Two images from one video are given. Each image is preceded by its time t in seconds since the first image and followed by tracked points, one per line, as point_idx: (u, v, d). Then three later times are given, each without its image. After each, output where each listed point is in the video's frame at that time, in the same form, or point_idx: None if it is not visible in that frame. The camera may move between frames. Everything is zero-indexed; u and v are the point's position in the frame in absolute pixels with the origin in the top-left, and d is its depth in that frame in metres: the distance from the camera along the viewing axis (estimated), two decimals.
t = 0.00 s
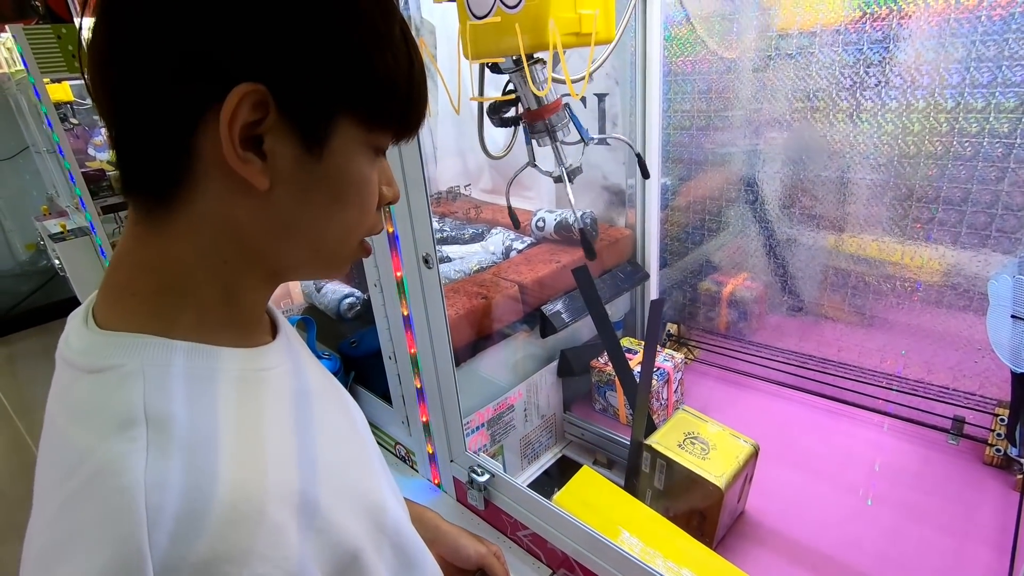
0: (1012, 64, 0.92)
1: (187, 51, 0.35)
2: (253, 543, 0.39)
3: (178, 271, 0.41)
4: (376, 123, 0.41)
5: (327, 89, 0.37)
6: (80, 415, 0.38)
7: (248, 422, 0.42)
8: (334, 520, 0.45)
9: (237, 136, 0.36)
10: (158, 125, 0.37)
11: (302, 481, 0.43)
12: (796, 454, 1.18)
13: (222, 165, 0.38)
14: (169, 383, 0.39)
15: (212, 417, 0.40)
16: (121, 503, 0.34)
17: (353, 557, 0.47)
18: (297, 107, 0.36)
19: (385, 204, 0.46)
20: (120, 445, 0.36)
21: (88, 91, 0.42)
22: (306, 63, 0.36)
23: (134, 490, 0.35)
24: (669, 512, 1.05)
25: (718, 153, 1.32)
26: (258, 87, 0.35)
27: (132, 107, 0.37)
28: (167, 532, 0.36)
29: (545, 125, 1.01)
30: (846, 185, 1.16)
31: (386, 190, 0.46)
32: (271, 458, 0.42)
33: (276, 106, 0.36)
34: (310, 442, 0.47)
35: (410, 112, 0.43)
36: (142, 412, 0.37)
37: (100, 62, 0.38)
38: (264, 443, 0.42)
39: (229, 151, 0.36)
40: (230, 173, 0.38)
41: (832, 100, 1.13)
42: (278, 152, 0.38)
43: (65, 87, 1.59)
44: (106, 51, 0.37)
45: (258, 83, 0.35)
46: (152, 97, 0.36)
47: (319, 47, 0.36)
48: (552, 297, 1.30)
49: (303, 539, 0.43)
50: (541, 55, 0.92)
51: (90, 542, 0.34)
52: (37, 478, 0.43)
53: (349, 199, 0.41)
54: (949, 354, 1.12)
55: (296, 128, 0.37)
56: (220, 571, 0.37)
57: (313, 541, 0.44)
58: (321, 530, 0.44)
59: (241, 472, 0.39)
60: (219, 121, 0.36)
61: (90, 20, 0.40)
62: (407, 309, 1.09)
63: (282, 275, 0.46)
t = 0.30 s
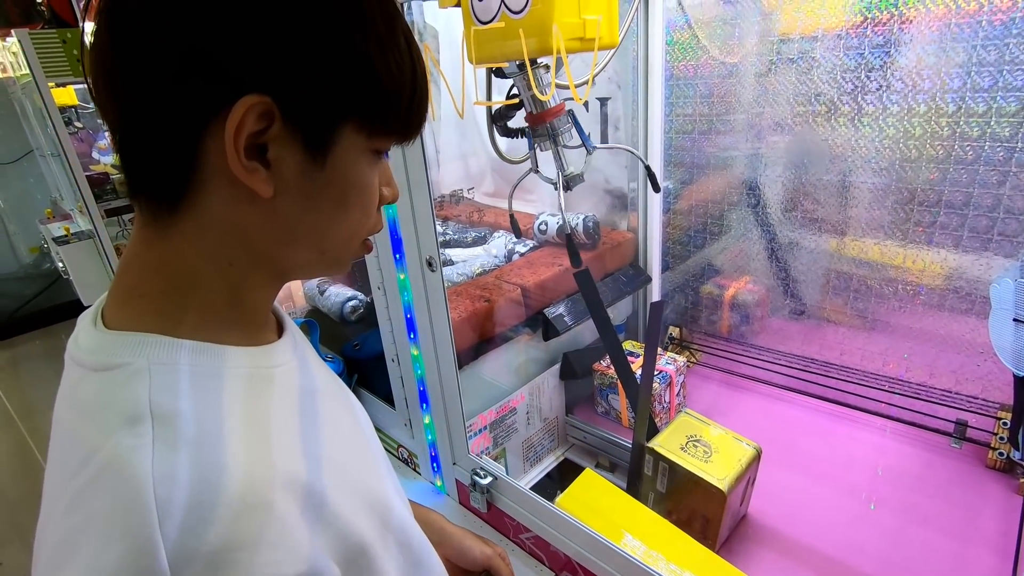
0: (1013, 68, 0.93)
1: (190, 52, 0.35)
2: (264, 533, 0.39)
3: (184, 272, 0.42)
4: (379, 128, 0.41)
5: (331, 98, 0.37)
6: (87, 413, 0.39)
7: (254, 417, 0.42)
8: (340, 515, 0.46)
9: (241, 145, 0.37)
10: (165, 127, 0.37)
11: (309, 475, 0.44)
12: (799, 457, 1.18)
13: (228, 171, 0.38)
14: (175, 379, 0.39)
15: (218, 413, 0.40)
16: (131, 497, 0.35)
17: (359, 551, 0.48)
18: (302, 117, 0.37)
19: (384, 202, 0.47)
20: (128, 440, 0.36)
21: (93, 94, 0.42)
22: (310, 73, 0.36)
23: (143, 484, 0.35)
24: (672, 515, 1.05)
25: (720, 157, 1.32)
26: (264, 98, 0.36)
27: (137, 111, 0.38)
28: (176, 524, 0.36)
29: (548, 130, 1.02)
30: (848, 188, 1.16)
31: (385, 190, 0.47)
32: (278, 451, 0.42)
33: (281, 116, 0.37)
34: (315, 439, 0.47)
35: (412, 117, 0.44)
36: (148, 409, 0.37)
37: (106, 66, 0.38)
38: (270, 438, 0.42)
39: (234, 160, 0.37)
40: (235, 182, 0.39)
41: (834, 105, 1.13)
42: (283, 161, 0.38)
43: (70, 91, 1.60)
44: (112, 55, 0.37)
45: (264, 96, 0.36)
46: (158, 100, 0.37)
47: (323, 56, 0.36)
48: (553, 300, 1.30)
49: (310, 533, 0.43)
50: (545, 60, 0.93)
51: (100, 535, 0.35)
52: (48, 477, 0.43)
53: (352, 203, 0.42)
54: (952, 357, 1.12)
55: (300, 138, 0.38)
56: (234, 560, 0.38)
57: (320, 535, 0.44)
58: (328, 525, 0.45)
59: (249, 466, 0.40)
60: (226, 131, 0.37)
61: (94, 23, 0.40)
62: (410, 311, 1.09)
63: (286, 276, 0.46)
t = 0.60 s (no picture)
0: (1013, 67, 0.92)
1: (190, 51, 0.35)
2: (265, 529, 0.38)
3: (184, 272, 0.42)
4: (379, 128, 0.41)
5: (332, 98, 0.37)
6: (85, 411, 0.39)
7: (254, 415, 0.42)
8: (339, 513, 0.45)
9: (244, 145, 0.36)
10: (164, 126, 0.37)
11: (308, 472, 0.43)
12: (799, 458, 1.17)
13: (228, 170, 0.38)
14: (172, 378, 0.39)
15: (216, 410, 0.40)
16: (130, 494, 0.35)
17: (359, 550, 0.47)
18: (304, 117, 0.37)
19: (382, 201, 0.47)
20: (127, 438, 0.36)
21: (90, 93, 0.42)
22: (310, 73, 0.36)
23: (143, 482, 0.35)
24: (672, 516, 1.05)
25: (720, 157, 1.32)
26: (267, 99, 0.36)
27: (136, 110, 0.37)
28: (175, 521, 0.36)
29: (547, 130, 1.02)
30: (848, 189, 1.16)
31: (382, 189, 0.46)
32: (280, 448, 0.42)
33: (283, 116, 0.36)
34: (314, 437, 0.47)
35: (411, 116, 0.44)
36: (147, 407, 0.37)
37: (104, 65, 0.38)
38: (270, 434, 0.42)
39: (236, 159, 0.36)
40: (237, 182, 0.39)
41: (834, 105, 1.13)
42: (285, 160, 0.38)
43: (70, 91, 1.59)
44: (111, 54, 0.37)
45: (267, 95, 0.36)
46: (157, 98, 0.36)
47: (324, 57, 0.36)
48: (553, 301, 1.30)
49: (310, 529, 0.42)
50: (542, 60, 0.92)
51: (101, 532, 0.35)
52: (48, 478, 0.43)
53: (351, 201, 0.42)
54: (953, 357, 1.12)
55: (303, 138, 0.38)
56: (233, 557, 0.37)
57: (320, 532, 0.43)
58: (328, 522, 0.44)
59: (249, 461, 0.39)
60: (228, 130, 0.36)
61: (91, 22, 0.40)
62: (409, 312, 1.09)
63: (285, 276, 0.46)
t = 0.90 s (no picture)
0: (1010, 68, 0.93)
1: (191, 51, 0.35)
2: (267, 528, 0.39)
3: (187, 273, 0.42)
4: (380, 129, 0.41)
5: (334, 100, 0.38)
6: (88, 412, 0.39)
7: (255, 415, 0.42)
8: (340, 513, 0.46)
9: (248, 147, 0.37)
10: (167, 128, 0.37)
11: (308, 472, 0.43)
12: (798, 458, 1.18)
13: (231, 172, 0.38)
14: (174, 378, 0.39)
15: (216, 410, 0.40)
16: (133, 493, 0.35)
17: (359, 549, 0.47)
18: (307, 119, 0.37)
19: (383, 201, 0.47)
20: (130, 438, 0.37)
21: (92, 95, 0.42)
22: (313, 75, 0.36)
23: (146, 481, 0.35)
24: (671, 516, 1.05)
25: (718, 158, 1.32)
26: (271, 101, 0.36)
27: (138, 111, 0.37)
28: (178, 520, 0.36)
29: (547, 131, 1.02)
30: (846, 190, 1.17)
31: (382, 190, 0.47)
32: (281, 448, 0.42)
33: (287, 118, 0.37)
34: (315, 437, 0.47)
35: (412, 117, 0.44)
36: (149, 407, 0.37)
37: (107, 66, 0.38)
38: (270, 435, 0.42)
39: (241, 161, 0.37)
40: (240, 183, 0.39)
41: (831, 106, 1.13)
42: (289, 162, 0.38)
43: (69, 93, 1.59)
44: (114, 55, 0.37)
45: (271, 97, 0.36)
46: (159, 100, 0.36)
47: (327, 59, 0.37)
48: (552, 301, 1.30)
49: (310, 529, 0.42)
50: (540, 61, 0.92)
51: (105, 531, 0.35)
52: (50, 478, 0.43)
53: (353, 202, 0.42)
54: (950, 357, 1.12)
55: (307, 139, 0.38)
56: (235, 556, 0.37)
57: (320, 532, 0.44)
58: (328, 522, 0.45)
59: (249, 462, 0.39)
60: (233, 132, 0.37)
61: (93, 24, 0.40)
62: (409, 313, 1.09)
63: (287, 276, 0.47)
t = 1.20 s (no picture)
0: (1008, 70, 0.93)
1: (189, 52, 0.36)
2: (269, 525, 0.39)
3: (187, 273, 0.42)
4: (378, 129, 0.42)
5: (332, 100, 0.38)
6: (91, 411, 0.39)
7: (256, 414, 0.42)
8: (341, 510, 0.46)
9: (248, 147, 0.37)
10: (166, 129, 0.37)
11: (309, 470, 0.44)
12: (797, 458, 1.18)
13: (231, 172, 0.39)
14: (175, 377, 0.40)
15: (217, 409, 0.40)
16: (136, 491, 0.35)
17: (360, 547, 0.48)
18: (306, 119, 0.37)
19: (382, 201, 0.47)
20: (132, 437, 0.37)
21: (92, 97, 0.42)
22: (311, 76, 0.37)
23: (149, 479, 0.36)
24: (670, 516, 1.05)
25: (717, 159, 1.33)
26: (270, 101, 0.36)
27: (137, 113, 0.38)
28: (181, 518, 0.36)
29: (546, 133, 1.03)
30: (845, 191, 1.17)
31: (381, 190, 0.47)
32: (281, 446, 0.42)
33: (286, 119, 0.37)
34: (315, 435, 0.47)
35: (409, 118, 0.44)
36: (152, 406, 0.38)
37: (107, 69, 0.38)
38: (270, 433, 0.42)
39: (240, 161, 0.37)
40: (240, 183, 0.39)
41: (830, 107, 1.14)
42: (288, 162, 0.39)
43: (70, 94, 1.59)
44: (113, 57, 0.38)
45: (269, 98, 0.36)
46: (158, 102, 0.37)
47: (324, 60, 0.37)
48: (552, 302, 1.30)
49: (311, 527, 0.43)
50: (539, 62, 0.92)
51: (108, 529, 0.35)
52: (53, 477, 0.44)
53: (351, 202, 0.43)
54: (949, 358, 1.13)
55: (306, 140, 0.38)
56: (238, 552, 0.38)
57: (321, 529, 0.44)
58: (329, 520, 0.45)
59: (251, 459, 0.40)
60: (232, 133, 0.37)
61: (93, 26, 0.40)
62: (409, 313, 1.09)
63: (286, 276, 0.47)
